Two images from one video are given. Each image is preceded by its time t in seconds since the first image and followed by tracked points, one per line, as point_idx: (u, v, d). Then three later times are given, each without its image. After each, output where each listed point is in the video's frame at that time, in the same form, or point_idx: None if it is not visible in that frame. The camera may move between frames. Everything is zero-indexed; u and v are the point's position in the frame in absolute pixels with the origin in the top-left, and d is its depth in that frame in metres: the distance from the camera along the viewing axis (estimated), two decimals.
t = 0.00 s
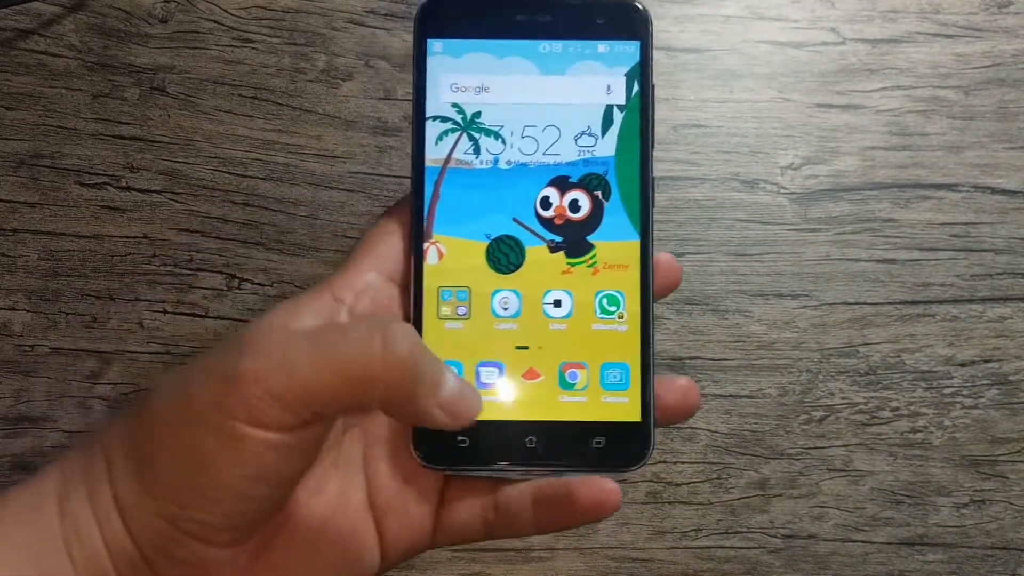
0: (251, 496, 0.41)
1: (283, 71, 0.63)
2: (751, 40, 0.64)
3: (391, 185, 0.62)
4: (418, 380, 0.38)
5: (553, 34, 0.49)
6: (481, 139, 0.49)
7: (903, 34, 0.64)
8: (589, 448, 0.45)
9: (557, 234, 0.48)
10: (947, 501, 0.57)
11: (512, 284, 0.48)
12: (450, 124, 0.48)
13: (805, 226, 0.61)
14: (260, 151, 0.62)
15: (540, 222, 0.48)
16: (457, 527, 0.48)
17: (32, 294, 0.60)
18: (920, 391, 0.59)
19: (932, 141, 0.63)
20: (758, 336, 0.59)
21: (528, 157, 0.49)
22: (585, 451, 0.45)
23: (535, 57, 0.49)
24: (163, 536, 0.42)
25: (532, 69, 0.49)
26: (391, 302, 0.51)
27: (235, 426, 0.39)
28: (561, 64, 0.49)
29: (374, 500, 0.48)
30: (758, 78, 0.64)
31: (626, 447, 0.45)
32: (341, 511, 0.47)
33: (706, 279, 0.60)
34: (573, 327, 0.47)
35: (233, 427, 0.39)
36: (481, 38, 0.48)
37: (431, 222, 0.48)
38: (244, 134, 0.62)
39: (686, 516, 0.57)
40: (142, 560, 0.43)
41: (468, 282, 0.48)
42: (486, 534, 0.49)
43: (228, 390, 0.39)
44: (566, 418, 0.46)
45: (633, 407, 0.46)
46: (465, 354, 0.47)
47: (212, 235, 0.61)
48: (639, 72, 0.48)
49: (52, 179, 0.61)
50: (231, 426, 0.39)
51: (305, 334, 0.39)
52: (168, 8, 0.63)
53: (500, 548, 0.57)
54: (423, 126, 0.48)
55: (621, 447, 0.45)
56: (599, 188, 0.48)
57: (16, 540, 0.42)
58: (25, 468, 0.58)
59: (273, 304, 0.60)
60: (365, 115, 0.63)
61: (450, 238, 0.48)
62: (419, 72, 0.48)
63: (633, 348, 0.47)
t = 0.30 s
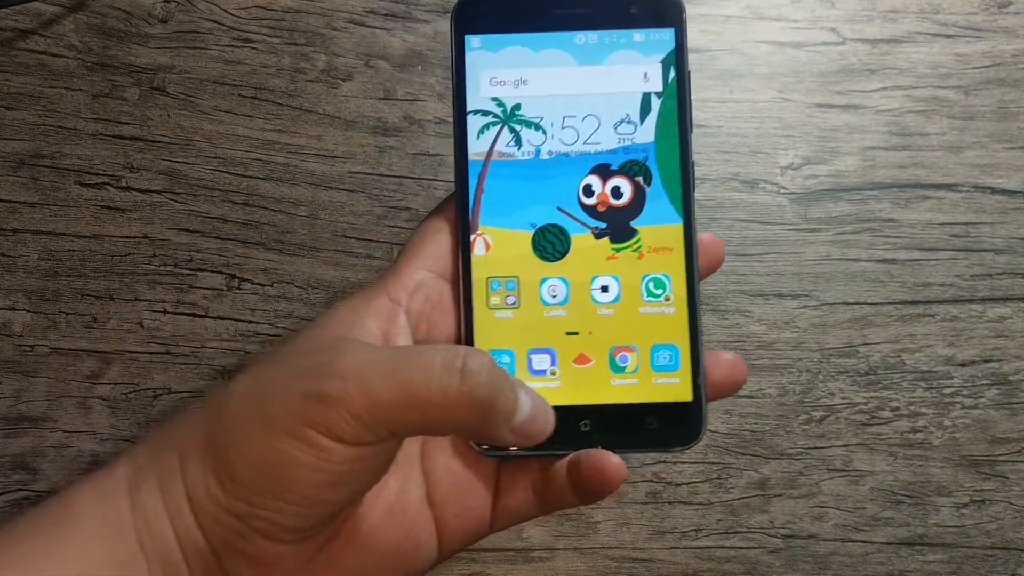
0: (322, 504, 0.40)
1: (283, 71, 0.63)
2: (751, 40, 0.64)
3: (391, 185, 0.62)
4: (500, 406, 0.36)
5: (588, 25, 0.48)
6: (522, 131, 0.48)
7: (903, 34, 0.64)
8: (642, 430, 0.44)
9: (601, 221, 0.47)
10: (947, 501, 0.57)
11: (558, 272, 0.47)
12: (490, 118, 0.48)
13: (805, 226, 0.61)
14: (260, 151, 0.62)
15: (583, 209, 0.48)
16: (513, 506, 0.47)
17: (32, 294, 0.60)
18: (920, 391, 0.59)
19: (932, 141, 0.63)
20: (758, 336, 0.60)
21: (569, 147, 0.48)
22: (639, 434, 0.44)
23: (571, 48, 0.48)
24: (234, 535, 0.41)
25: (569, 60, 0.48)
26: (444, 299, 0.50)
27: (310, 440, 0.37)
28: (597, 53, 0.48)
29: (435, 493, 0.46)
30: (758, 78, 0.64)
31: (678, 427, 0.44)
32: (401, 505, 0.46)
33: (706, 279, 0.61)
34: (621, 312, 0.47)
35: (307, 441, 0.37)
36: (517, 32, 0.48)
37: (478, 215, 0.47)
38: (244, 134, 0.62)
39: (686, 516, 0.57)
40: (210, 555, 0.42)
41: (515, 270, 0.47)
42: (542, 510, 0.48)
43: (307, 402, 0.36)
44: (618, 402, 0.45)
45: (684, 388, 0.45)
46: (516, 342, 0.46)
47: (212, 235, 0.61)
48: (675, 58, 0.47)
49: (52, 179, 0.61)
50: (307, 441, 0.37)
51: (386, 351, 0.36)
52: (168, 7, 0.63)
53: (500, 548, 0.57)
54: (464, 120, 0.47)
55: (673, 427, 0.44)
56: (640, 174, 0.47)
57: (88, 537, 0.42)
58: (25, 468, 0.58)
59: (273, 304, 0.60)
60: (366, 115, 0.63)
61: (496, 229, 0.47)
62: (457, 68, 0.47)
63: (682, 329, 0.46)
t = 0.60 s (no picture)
0: (372, 484, 0.41)
1: (283, 71, 0.63)
2: (751, 40, 0.64)
3: (391, 185, 0.62)
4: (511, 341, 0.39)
5: (631, 39, 0.48)
6: (569, 145, 0.48)
7: (903, 34, 0.64)
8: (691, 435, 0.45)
9: (646, 231, 0.47)
10: (947, 501, 0.57)
11: (606, 282, 0.47)
12: (537, 132, 0.47)
13: (805, 226, 0.61)
14: (260, 151, 0.62)
15: (629, 220, 0.47)
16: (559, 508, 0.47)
17: (32, 294, 0.60)
18: (920, 391, 0.59)
19: (932, 141, 0.63)
20: (758, 336, 0.60)
21: (615, 160, 0.48)
22: (689, 441, 0.45)
23: (615, 63, 0.48)
24: (294, 528, 0.42)
25: (614, 74, 0.48)
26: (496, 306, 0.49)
27: (350, 413, 0.39)
28: (641, 68, 0.48)
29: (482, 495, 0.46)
30: (758, 78, 0.64)
31: (725, 432, 0.45)
32: (454, 508, 0.45)
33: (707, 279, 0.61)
34: (668, 322, 0.47)
35: (348, 408, 0.39)
36: (563, 47, 0.48)
37: (528, 227, 0.47)
38: (244, 134, 0.62)
39: (686, 516, 0.57)
40: (272, 557, 0.43)
41: (564, 281, 0.47)
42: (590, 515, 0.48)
43: (342, 377, 0.38)
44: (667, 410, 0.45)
45: (731, 396, 0.45)
46: (567, 353, 0.46)
47: (212, 235, 0.61)
48: (715, 73, 0.47)
49: (53, 179, 0.61)
50: (348, 417, 0.39)
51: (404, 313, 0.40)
52: (168, 7, 0.63)
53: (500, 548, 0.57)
54: (512, 134, 0.47)
55: (722, 433, 0.45)
56: (683, 186, 0.47)
57: (155, 545, 0.40)
58: (25, 468, 0.58)
59: (273, 304, 0.60)
60: (366, 116, 0.63)
61: (546, 240, 0.47)
62: (504, 83, 0.47)
63: (727, 339, 0.46)
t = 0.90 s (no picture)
0: (374, 470, 0.40)
1: (283, 71, 0.63)
2: (751, 40, 0.65)
3: (391, 185, 0.62)
4: (486, 288, 0.38)
5: (638, 44, 0.50)
6: (580, 147, 0.49)
7: (903, 34, 0.64)
8: (711, 432, 0.46)
9: (660, 231, 0.49)
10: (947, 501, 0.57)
11: (623, 282, 0.48)
12: (549, 135, 0.49)
13: (806, 226, 0.61)
14: (260, 151, 0.62)
15: (642, 221, 0.49)
16: (591, 518, 0.48)
17: (32, 294, 0.60)
18: (920, 391, 0.59)
19: (932, 141, 0.63)
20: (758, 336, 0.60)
21: (627, 161, 0.49)
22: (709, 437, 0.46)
23: (624, 67, 0.49)
24: (306, 534, 0.41)
25: (623, 77, 0.49)
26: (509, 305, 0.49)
27: (338, 395, 0.38)
28: (650, 71, 0.50)
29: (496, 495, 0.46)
30: (758, 78, 0.64)
31: (746, 429, 0.46)
32: (467, 508, 0.45)
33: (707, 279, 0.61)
34: (684, 319, 0.48)
35: (335, 390, 0.38)
36: (572, 52, 0.49)
37: (542, 228, 0.48)
38: (244, 134, 0.62)
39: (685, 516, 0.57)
40: (286, 566, 0.42)
41: (580, 281, 0.48)
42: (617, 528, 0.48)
43: (324, 360, 0.39)
44: (687, 406, 0.46)
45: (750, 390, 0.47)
46: (585, 352, 0.47)
47: (212, 235, 0.61)
48: (723, 74, 0.49)
49: (52, 179, 0.61)
50: (335, 402, 0.38)
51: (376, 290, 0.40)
52: (168, 7, 0.64)
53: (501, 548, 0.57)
54: (525, 137, 0.48)
55: (743, 427, 0.46)
56: (695, 185, 0.49)
57: (166, 560, 0.41)
58: (25, 468, 0.58)
59: (273, 304, 0.60)
60: (366, 116, 0.63)
61: (559, 242, 0.48)
62: (516, 88, 0.48)
63: (744, 333, 0.48)
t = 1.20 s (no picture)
0: (336, 455, 0.40)
1: (283, 71, 0.63)
2: (751, 40, 0.65)
3: (391, 185, 0.62)
4: (445, 271, 0.39)
5: (597, 31, 0.50)
6: (542, 134, 0.50)
7: (903, 34, 0.65)
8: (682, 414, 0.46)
9: (625, 215, 0.49)
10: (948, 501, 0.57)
11: (589, 266, 0.48)
12: (511, 123, 0.49)
13: (806, 226, 0.61)
14: (260, 151, 0.62)
15: (607, 205, 0.49)
16: (563, 495, 0.48)
17: (32, 294, 0.60)
18: (920, 391, 0.58)
19: (932, 141, 0.63)
20: (758, 336, 0.60)
21: (589, 146, 0.50)
22: (679, 418, 0.46)
23: (583, 54, 0.50)
24: (270, 520, 0.41)
25: (583, 64, 0.50)
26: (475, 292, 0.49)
27: (299, 379, 0.39)
28: (610, 57, 0.50)
29: (466, 479, 0.46)
30: (758, 78, 0.64)
31: (715, 409, 0.46)
32: (437, 493, 0.45)
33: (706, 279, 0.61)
34: (650, 302, 0.48)
35: (295, 375, 0.39)
36: (532, 41, 0.50)
37: (506, 215, 0.48)
38: (244, 134, 0.62)
39: (686, 516, 0.57)
40: (250, 553, 0.42)
41: (546, 266, 0.48)
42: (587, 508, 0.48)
43: (285, 345, 0.39)
44: (656, 388, 0.47)
45: (718, 370, 0.47)
46: (552, 337, 0.48)
47: (213, 235, 0.61)
48: (681, 58, 0.50)
49: (52, 179, 0.61)
50: (296, 385, 0.39)
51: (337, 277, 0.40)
52: (168, 8, 0.64)
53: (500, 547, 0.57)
54: (487, 127, 0.49)
55: (711, 407, 0.46)
56: (658, 168, 0.50)
57: (128, 546, 0.41)
58: (25, 468, 0.58)
59: (273, 304, 0.60)
60: (366, 116, 0.63)
61: (525, 229, 0.48)
62: (476, 78, 0.49)
63: (709, 313, 0.48)
